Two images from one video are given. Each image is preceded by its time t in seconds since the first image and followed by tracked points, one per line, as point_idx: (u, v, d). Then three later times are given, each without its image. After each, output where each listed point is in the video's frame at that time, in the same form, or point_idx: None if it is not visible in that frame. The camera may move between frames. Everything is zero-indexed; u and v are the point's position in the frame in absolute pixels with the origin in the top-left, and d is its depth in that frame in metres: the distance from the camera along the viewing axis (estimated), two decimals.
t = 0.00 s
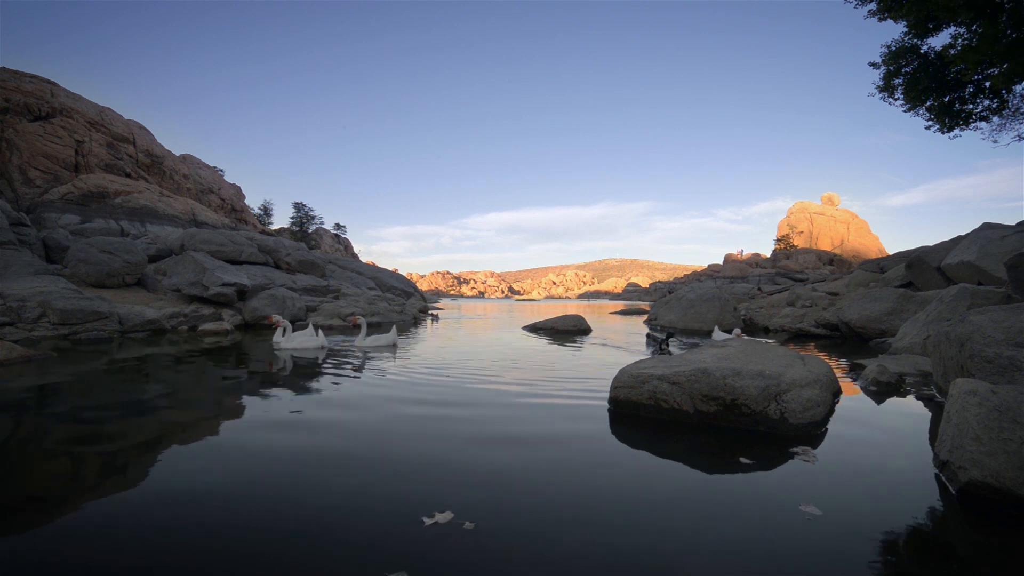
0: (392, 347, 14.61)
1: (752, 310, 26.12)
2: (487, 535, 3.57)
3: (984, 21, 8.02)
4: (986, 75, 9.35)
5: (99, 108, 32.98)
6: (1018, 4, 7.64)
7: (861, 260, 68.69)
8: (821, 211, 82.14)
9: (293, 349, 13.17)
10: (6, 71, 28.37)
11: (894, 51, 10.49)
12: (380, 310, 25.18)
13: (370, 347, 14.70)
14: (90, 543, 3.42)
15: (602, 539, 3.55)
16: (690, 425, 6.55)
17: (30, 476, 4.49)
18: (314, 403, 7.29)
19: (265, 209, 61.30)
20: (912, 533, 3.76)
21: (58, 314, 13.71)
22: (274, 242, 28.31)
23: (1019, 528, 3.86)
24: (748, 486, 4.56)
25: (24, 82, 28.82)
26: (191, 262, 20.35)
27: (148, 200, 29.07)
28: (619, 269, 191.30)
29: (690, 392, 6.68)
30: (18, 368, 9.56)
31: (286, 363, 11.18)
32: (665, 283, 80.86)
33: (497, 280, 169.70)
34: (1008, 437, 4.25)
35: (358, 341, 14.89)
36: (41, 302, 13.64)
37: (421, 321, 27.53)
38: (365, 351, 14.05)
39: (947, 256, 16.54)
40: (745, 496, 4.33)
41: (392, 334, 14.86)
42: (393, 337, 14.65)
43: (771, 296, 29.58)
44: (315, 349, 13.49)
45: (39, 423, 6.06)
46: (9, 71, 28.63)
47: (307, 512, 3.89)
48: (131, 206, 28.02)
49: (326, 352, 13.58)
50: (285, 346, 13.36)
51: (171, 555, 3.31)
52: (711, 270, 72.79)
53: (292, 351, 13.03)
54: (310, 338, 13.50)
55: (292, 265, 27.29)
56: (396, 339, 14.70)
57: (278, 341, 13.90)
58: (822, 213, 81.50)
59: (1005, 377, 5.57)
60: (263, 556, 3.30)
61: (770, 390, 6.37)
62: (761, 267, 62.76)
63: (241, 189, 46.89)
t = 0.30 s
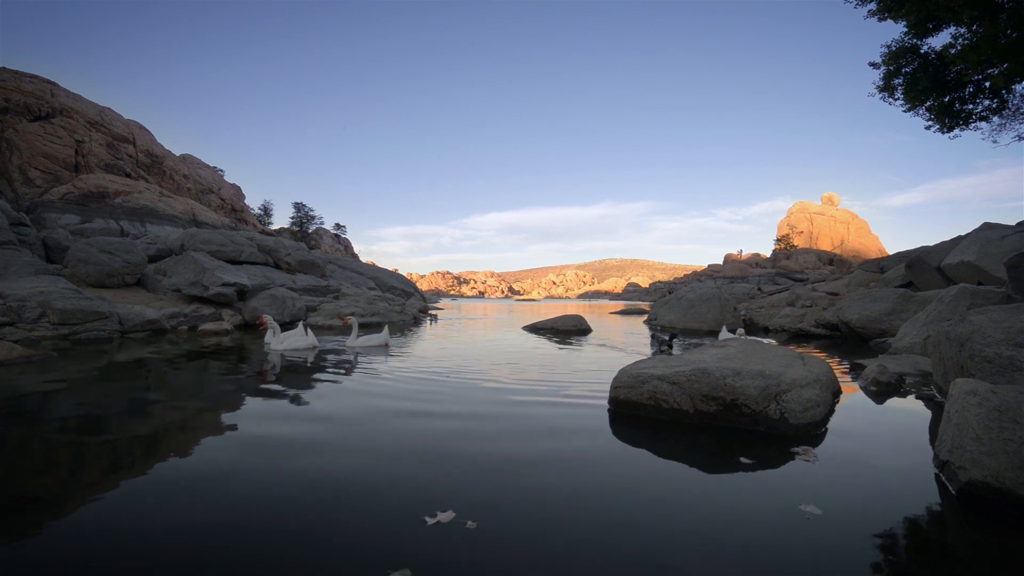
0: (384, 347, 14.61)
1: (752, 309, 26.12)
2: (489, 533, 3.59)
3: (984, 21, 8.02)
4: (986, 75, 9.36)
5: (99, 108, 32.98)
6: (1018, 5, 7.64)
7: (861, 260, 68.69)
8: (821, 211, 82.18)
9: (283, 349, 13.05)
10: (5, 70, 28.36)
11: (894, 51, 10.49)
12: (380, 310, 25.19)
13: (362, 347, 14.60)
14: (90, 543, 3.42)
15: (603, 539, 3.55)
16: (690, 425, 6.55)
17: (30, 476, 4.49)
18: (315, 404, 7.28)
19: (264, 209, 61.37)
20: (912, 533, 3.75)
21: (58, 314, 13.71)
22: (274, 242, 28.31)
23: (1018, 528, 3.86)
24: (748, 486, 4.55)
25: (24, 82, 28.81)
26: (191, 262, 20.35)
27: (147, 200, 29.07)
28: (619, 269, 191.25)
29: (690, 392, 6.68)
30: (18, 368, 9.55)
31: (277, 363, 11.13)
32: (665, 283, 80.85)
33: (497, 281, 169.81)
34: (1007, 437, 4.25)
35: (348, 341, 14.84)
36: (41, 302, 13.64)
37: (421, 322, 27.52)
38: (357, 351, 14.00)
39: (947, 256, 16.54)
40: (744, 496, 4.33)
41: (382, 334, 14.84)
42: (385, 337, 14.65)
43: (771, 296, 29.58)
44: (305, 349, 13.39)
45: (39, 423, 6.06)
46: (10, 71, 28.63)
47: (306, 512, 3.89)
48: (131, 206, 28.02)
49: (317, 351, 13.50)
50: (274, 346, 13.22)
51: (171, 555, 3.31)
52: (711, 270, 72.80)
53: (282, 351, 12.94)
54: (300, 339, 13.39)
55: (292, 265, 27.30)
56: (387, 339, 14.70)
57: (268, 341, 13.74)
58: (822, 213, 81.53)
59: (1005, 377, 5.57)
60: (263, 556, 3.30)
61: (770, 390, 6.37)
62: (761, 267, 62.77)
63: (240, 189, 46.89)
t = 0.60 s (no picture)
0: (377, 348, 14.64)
1: (753, 310, 26.13)
2: (491, 533, 3.60)
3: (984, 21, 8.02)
4: (986, 75, 9.36)
5: (99, 108, 32.99)
6: (1018, 5, 7.64)
7: (861, 260, 68.68)
8: (821, 211, 82.17)
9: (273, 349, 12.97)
10: (5, 70, 28.37)
11: (894, 51, 10.49)
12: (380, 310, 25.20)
13: (353, 347, 14.57)
14: (88, 543, 3.42)
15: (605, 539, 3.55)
16: (690, 425, 6.55)
17: (29, 476, 4.49)
18: (314, 404, 7.27)
19: (264, 209, 61.40)
20: (912, 533, 3.75)
21: (58, 314, 13.71)
22: (274, 242, 28.31)
23: (1019, 528, 3.85)
24: (747, 486, 4.55)
25: (24, 82, 28.82)
26: (191, 262, 20.36)
27: (147, 200, 29.07)
28: (619, 269, 191.19)
29: (690, 392, 6.68)
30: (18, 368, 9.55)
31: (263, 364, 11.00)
32: (665, 283, 80.82)
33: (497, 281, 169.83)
34: (1007, 437, 4.25)
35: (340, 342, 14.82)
36: (41, 302, 13.64)
37: (421, 321, 27.51)
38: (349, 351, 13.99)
39: (947, 256, 16.55)
40: (745, 496, 4.33)
41: (374, 334, 14.86)
42: (377, 337, 14.68)
43: (771, 296, 29.57)
44: (294, 350, 13.33)
45: (38, 424, 6.05)
46: (10, 71, 28.64)
47: (306, 512, 3.88)
48: (131, 206, 28.02)
49: (307, 352, 13.46)
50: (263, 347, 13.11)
51: (170, 555, 3.31)
52: (711, 270, 72.80)
53: (271, 352, 12.85)
54: (289, 339, 13.35)
55: (292, 265, 27.30)
56: (380, 339, 14.73)
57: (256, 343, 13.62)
58: (822, 213, 81.52)
59: (1005, 377, 5.57)
60: (264, 557, 3.29)
61: (770, 390, 6.37)
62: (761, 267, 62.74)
63: (240, 189, 46.91)
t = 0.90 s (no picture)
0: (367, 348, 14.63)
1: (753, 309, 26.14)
2: (493, 532, 3.61)
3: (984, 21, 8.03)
4: (986, 75, 9.36)
5: (100, 108, 33.00)
6: (1018, 5, 7.64)
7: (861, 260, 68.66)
8: (821, 211, 82.17)
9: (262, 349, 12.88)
10: (5, 71, 28.37)
11: (894, 51, 10.49)
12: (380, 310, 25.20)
13: (343, 347, 14.43)
14: (88, 544, 3.42)
15: (606, 538, 3.56)
16: (690, 425, 6.55)
17: (30, 476, 4.50)
18: (314, 404, 7.27)
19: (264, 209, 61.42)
20: (912, 533, 3.75)
21: (58, 314, 13.71)
22: (274, 242, 28.31)
23: (1019, 528, 3.85)
24: (747, 486, 4.56)
25: (24, 82, 28.82)
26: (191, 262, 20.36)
27: (147, 200, 29.08)
28: (619, 269, 191.14)
29: (691, 392, 6.68)
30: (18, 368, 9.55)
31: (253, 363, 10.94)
32: (665, 283, 80.78)
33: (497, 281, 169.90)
34: (1008, 437, 4.25)
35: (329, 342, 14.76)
36: (41, 302, 13.64)
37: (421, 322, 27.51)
38: (339, 351, 13.96)
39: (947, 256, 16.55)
40: (745, 496, 4.32)
41: (363, 334, 14.86)
42: (367, 337, 14.68)
43: (772, 296, 29.57)
44: (283, 350, 13.22)
45: (38, 424, 6.05)
46: (10, 71, 28.64)
47: (306, 512, 3.88)
48: (131, 206, 28.03)
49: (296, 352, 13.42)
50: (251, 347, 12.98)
51: (171, 555, 3.31)
52: (711, 270, 72.80)
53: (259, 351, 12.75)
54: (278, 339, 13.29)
55: (292, 265, 27.30)
56: (369, 338, 14.73)
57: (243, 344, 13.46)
58: (822, 213, 81.54)
59: (1005, 377, 5.57)
60: (264, 557, 3.29)
61: (770, 390, 6.37)
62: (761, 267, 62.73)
63: (240, 189, 46.90)
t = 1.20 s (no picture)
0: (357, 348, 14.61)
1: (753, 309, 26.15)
2: (495, 531, 3.62)
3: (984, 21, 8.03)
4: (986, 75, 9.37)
5: (99, 108, 33.00)
6: (1018, 4, 7.64)
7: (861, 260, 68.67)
8: (821, 211, 82.19)
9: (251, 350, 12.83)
10: (6, 71, 28.37)
11: (894, 51, 10.50)
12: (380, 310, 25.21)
13: (334, 347, 14.36)
14: (90, 543, 3.42)
15: (606, 538, 3.57)
16: (690, 425, 6.55)
17: (30, 476, 4.49)
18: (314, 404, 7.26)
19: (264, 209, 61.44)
20: (912, 533, 3.75)
21: (58, 314, 13.71)
22: (274, 242, 28.31)
23: (1019, 528, 3.86)
24: (747, 486, 4.55)
25: (24, 82, 28.82)
26: (191, 262, 20.36)
27: (148, 200, 29.08)
28: (619, 269, 191.13)
29: (690, 392, 6.68)
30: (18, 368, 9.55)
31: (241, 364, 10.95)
32: (665, 283, 80.76)
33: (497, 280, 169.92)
34: (1007, 437, 4.25)
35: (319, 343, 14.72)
36: (41, 302, 13.63)
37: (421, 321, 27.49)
38: (328, 351, 13.92)
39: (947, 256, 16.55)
40: (745, 496, 4.33)
41: (354, 334, 14.83)
42: (358, 337, 14.66)
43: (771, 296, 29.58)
44: (272, 350, 13.19)
45: (37, 424, 6.04)
46: (9, 71, 28.63)
47: (307, 512, 3.88)
48: (131, 206, 28.02)
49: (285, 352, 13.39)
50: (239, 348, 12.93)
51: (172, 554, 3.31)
52: (711, 270, 72.82)
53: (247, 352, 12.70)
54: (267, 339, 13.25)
55: (292, 265, 27.30)
56: (360, 339, 14.70)
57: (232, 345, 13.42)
58: (822, 213, 81.57)
59: (1005, 377, 5.57)
60: (266, 557, 3.29)
61: (770, 390, 6.37)
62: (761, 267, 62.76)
63: (240, 189, 46.89)
